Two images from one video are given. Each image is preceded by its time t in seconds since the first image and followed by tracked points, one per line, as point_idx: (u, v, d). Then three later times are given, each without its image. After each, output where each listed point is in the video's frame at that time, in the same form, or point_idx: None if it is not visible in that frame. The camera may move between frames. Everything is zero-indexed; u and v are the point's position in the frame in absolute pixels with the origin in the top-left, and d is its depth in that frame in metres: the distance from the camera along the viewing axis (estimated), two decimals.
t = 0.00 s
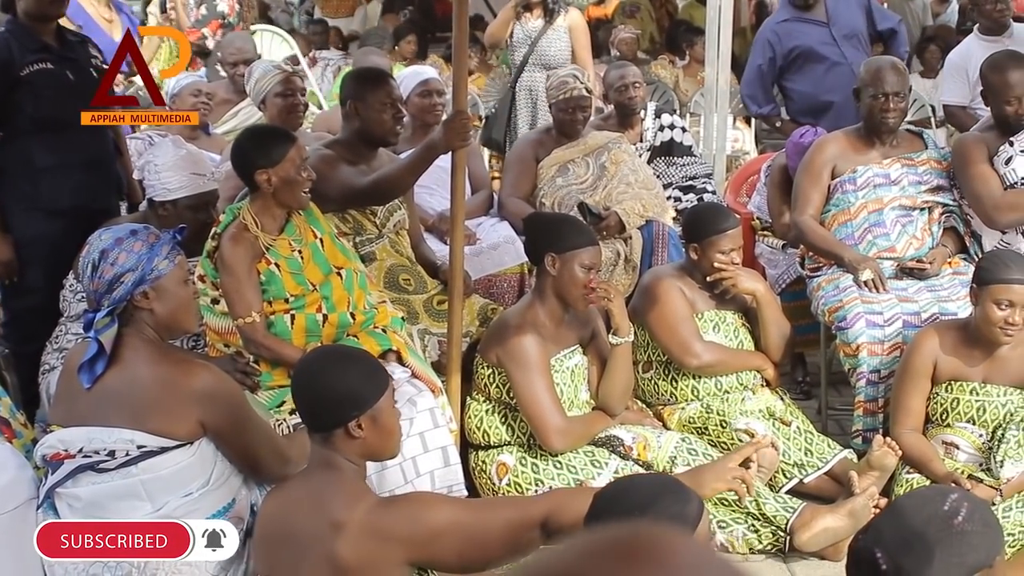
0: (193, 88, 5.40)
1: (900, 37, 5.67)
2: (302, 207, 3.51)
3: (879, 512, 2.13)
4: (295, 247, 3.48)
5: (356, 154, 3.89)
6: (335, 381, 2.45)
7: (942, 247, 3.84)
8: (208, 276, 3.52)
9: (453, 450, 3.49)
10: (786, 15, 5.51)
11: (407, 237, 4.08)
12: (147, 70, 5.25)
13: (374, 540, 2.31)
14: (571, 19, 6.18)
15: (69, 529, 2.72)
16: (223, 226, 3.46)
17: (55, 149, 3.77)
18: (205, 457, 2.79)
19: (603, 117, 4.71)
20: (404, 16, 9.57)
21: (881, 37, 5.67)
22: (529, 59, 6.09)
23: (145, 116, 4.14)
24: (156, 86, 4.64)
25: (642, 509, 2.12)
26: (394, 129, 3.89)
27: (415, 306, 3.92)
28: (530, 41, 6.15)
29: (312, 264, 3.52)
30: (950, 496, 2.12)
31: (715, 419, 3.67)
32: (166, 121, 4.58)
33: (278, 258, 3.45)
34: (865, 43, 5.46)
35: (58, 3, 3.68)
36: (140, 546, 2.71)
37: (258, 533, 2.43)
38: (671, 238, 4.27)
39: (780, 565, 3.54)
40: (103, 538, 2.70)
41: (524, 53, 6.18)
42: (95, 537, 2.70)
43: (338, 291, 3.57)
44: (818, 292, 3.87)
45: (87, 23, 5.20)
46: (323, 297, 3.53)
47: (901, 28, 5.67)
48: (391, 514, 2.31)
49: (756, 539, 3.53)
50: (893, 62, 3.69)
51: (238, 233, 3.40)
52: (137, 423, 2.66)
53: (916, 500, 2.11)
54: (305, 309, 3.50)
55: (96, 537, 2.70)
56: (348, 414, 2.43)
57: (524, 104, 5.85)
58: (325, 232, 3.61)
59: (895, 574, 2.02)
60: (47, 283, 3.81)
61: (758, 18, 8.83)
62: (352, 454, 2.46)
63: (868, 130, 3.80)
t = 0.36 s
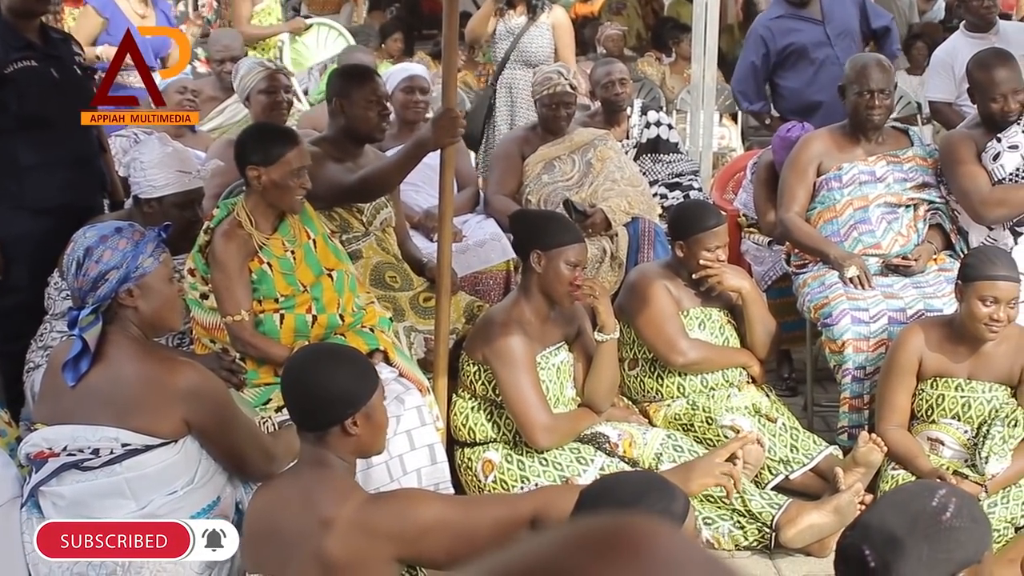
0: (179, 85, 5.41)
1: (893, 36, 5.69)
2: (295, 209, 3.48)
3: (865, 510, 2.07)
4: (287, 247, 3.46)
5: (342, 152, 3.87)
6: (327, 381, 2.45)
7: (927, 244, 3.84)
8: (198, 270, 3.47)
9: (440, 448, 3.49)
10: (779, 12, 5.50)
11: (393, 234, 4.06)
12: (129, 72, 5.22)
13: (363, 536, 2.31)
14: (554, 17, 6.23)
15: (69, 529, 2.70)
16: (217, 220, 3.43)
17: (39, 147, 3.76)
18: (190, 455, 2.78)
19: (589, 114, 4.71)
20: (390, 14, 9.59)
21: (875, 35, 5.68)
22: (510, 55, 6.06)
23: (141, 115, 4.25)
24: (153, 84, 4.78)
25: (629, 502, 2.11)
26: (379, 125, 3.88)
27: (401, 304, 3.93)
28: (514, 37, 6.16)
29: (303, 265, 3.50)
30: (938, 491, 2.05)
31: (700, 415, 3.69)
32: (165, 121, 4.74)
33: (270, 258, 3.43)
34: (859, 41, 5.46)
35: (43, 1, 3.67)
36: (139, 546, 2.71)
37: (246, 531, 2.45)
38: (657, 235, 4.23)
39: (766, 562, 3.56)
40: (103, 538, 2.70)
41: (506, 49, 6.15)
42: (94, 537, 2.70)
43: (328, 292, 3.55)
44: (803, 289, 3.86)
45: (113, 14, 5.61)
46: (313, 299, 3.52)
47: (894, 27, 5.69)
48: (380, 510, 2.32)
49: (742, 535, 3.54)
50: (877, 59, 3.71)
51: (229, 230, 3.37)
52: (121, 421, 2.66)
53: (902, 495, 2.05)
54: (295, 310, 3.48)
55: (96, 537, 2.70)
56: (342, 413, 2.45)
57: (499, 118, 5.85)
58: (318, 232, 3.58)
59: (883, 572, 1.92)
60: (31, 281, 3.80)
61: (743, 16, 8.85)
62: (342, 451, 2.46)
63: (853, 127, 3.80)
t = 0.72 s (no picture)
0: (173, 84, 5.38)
1: (915, 40, 5.62)
2: (286, 204, 3.50)
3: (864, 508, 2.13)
4: (280, 244, 3.47)
5: (341, 150, 3.86)
6: (330, 381, 2.45)
7: (923, 242, 3.81)
8: (192, 270, 3.48)
9: (436, 446, 3.49)
10: (797, 3, 5.45)
11: (391, 233, 4.05)
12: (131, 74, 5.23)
13: (360, 536, 2.31)
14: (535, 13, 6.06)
15: (68, 529, 2.70)
16: (209, 220, 3.43)
17: (33, 146, 3.75)
18: (186, 454, 2.78)
19: (585, 111, 4.71)
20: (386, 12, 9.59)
21: (893, 40, 5.61)
22: (490, 53, 5.90)
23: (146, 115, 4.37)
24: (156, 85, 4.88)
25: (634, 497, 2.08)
26: (375, 125, 3.87)
27: (398, 301, 3.91)
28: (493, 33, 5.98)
29: (297, 262, 3.51)
30: (939, 490, 2.11)
31: (698, 413, 3.67)
32: (165, 120, 4.74)
33: (263, 255, 3.44)
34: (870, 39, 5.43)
35: None
36: (139, 546, 2.71)
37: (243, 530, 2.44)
38: (653, 232, 4.24)
39: (763, 560, 3.56)
40: (102, 538, 2.69)
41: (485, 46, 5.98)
42: (95, 537, 2.70)
43: (322, 289, 3.55)
44: (800, 287, 3.85)
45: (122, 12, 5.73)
46: (307, 296, 3.51)
47: (914, 33, 5.61)
48: (376, 510, 2.32)
49: (739, 533, 3.55)
50: (874, 56, 3.70)
51: (222, 229, 3.37)
52: (117, 420, 2.65)
53: (903, 493, 2.11)
54: (289, 307, 3.48)
55: (95, 537, 2.70)
56: (347, 412, 2.45)
57: (476, 120, 5.82)
58: (310, 229, 3.60)
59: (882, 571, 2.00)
60: (26, 280, 3.79)
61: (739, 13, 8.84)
62: (339, 450, 2.46)
63: (849, 125, 3.79)
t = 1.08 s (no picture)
0: (179, 82, 5.42)
1: (917, 43, 5.56)
2: (290, 203, 3.52)
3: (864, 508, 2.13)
4: (284, 243, 3.48)
5: (347, 149, 3.84)
6: (340, 378, 2.43)
7: (928, 241, 3.80)
8: (195, 268, 3.49)
9: (439, 445, 3.48)
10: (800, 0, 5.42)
11: (396, 232, 4.06)
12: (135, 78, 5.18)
13: (365, 532, 2.34)
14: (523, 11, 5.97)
15: (68, 528, 2.71)
16: (212, 219, 3.47)
17: (39, 144, 3.76)
18: (189, 453, 2.79)
19: (590, 110, 4.72)
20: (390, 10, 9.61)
21: (895, 42, 5.55)
22: (481, 52, 5.79)
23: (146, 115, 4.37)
24: (157, 87, 4.89)
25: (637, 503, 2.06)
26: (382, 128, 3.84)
27: (403, 300, 3.88)
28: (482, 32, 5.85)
29: (300, 261, 3.51)
30: (940, 491, 2.11)
31: (701, 412, 3.68)
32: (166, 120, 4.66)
33: (267, 254, 3.45)
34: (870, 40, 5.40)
35: None
36: (140, 546, 2.72)
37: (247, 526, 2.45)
38: (657, 232, 4.26)
39: (765, 558, 3.57)
40: (102, 538, 2.71)
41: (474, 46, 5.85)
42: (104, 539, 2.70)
43: (325, 288, 3.56)
44: (804, 286, 3.84)
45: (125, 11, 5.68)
46: (310, 294, 3.52)
47: (917, 35, 5.54)
48: (381, 506, 2.35)
49: (742, 531, 3.55)
50: (879, 55, 3.69)
51: (226, 228, 3.39)
52: (121, 419, 2.66)
53: (903, 492, 2.11)
54: (292, 306, 3.50)
55: (95, 537, 2.71)
56: (358, 409, 2.44)
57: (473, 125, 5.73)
58: (314, 228, 3.61)
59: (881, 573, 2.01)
60: (31, 278, 3.80)
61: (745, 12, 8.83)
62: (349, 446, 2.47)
63: (854, 123, 3.79)
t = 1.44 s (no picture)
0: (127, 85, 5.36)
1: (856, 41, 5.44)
2: (233, 206, 3.53)
3: (805, 504, 2.19)
4: (226, 246, 3.49)
5: (291, 149, 3.82)
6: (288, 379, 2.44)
7: (870, 238, 3.85)
8: (137, 272, 3.49)
9: (382, 447, 3.50)
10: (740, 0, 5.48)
11: (341, 232, 4.05)
12: (131, 71, 5.39)
13: (306, 533, 2.35)
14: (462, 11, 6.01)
15: (69, 528, 2.69)
16: (155, 222, 3.45)
17: None
18: (130, 457, 2.77)
19: (536, 110, 4.73)
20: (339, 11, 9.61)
21: (834, 41, 5.47)
22: (421, 52, 5.85)
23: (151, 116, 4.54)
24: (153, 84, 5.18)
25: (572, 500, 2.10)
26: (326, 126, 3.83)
27: (350, 301, 3.93)
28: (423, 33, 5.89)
29: (243, 263, 3.53)
30: (878, 487, 2.18)
31: (646, 410, 3.71)
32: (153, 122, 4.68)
33: (209, 257, 3.45)
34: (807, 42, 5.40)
35: None
36: (140, 546, 2.74)
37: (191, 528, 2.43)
38: (603, 232, 4.31)
39: (711, 556, 3.59)
40: (102, 538, 2.72)
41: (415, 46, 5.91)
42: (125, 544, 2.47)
43: (268, 290, 3.57)
44: (748, 284, 3.88)
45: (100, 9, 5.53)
46: (253, 297, 3.54)
47: (854, 33, 5.43)
48: (324, 505, 2.36)
49: (686, 529, 3.56)
50: (822, 55, 3.72)
51: (168, 231, 3.39)
52: (60, 424, 2.64)
53: (843, 490, 2.17)
54: (235, 309, 3.50)
55: (95, 537, 2.71)
56: (306, 408, 2.46)
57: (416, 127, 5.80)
58: (257, 230, 3.61)
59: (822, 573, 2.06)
60: None
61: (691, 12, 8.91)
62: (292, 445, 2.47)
63: (797, 122, 3.83)
